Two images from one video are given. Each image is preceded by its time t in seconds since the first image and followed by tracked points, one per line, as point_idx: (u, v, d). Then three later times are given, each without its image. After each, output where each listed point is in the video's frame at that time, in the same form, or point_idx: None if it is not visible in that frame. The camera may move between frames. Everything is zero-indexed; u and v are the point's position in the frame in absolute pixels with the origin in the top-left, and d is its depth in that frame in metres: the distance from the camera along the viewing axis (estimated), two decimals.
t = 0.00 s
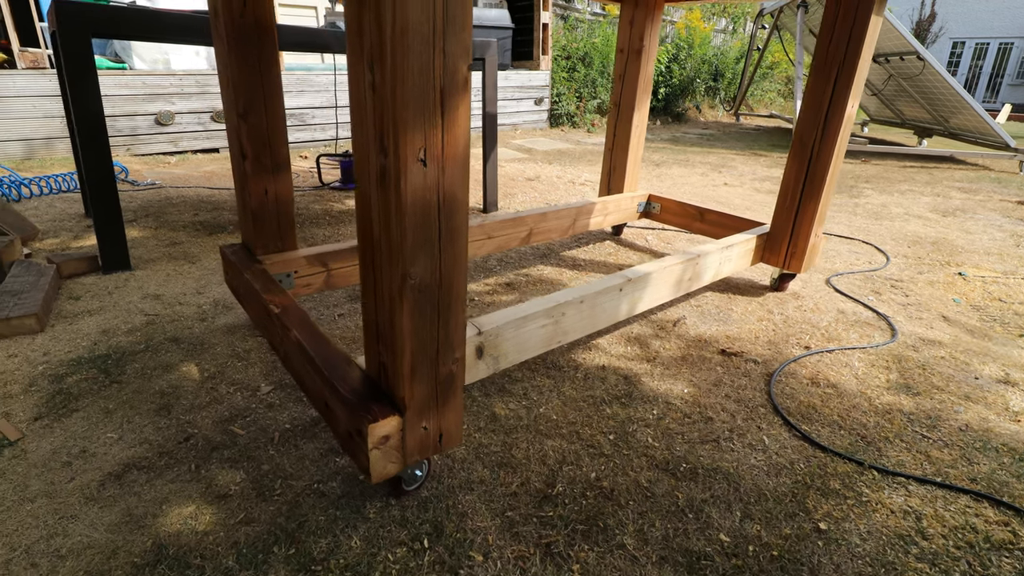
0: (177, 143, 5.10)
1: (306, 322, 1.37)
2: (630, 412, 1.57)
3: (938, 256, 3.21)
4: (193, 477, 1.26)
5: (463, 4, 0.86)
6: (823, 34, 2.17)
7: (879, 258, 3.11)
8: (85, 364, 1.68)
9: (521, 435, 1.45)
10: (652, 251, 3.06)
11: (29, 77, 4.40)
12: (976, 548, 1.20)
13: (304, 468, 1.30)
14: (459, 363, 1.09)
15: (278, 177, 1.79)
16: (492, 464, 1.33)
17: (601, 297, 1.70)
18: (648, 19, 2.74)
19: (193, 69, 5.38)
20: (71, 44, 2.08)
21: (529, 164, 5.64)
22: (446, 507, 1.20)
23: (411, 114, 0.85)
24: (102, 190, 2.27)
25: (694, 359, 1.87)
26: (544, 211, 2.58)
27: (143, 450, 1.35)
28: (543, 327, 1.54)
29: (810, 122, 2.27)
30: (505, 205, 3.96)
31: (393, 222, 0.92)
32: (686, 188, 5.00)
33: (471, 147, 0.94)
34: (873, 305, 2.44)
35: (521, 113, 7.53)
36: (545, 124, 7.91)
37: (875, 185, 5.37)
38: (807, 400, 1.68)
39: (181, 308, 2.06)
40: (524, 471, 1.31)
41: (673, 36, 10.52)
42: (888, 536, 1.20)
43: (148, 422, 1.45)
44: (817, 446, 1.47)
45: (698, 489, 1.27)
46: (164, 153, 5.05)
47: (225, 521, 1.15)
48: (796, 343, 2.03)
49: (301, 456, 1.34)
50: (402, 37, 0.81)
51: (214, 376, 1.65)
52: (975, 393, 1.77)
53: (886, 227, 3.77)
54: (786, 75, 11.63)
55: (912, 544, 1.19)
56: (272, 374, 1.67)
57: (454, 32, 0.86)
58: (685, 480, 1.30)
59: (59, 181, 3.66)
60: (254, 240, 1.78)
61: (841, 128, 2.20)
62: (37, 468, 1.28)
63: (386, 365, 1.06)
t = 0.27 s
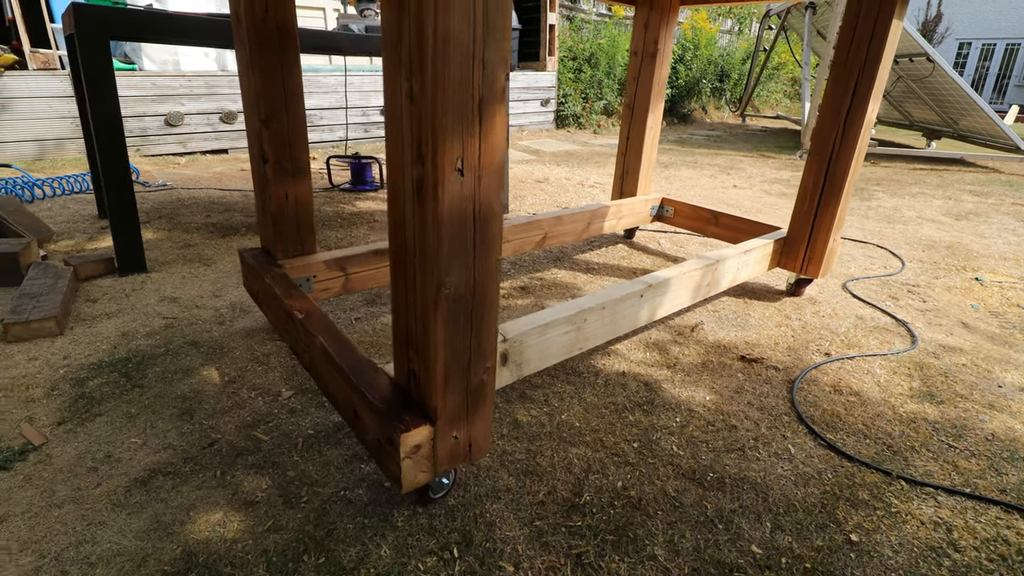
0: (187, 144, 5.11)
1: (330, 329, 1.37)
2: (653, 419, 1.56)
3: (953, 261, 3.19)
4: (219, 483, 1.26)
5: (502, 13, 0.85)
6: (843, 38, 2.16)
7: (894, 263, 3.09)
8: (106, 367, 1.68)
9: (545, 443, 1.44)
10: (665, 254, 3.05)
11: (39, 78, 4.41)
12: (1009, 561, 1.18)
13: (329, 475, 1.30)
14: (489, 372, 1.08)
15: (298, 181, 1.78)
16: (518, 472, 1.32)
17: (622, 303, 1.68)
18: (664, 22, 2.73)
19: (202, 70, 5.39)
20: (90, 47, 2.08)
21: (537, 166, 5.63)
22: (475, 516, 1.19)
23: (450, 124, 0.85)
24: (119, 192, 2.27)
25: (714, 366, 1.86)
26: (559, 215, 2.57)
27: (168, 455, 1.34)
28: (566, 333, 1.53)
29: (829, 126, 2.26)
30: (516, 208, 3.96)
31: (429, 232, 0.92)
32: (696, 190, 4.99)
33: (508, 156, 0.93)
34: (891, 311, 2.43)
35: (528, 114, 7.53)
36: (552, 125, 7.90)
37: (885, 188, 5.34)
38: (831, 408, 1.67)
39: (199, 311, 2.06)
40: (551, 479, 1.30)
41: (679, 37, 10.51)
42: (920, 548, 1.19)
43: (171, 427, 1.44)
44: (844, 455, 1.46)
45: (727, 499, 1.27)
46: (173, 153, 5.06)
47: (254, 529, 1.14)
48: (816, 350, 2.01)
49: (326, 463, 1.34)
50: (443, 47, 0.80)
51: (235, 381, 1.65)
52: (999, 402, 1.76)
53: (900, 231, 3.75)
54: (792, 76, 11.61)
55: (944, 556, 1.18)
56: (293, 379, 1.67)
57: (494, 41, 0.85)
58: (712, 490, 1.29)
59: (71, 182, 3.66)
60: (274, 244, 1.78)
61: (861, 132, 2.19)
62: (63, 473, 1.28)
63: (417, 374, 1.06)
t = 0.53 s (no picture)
0: (204, 143, 5.13)
1: (363, 327, 1.35)
2: (687, 421, 1.53)
3: (982, 262, 3.13)
4: (252, 482, 1.25)
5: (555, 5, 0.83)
6: (877, 35, 2.12)
7: (921, 264, 3.04)
8: (134, 364, 1.68)
9: (578, 444, 1.41)
10: (687, 254, 3.01)
11: (60, 76, 4.44)
12: None
13: (362, 475, 1.28)
14: (530, 372, 1.06)
15: (326, 179, 1.77)
16: (553, 474, 1.30)
17: (654, 303, 1.65)
18: (689, 19, 2.69)
19: (220, 70, 5.42)
20: (117, 44, 2.08)
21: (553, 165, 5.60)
22: (512, 518, 1.17)
23: (501, 119, 0.83)
24: (144, 189, 2.28)
25: (746, 367, 1.82)
26: (582, 214, 2.54)
27: (199, 453, 1.33)
28: (599, 333, 1.50)
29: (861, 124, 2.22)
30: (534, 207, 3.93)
31: (475, 229, 0.89)
32: (713, 190, 4.94)
33: (556, 152, 0.91)
34: (922, 313, 2.38)
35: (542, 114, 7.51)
36: (566, 125, 7.87)
37: (907, 188, 5.27)
38: (868, 412, 1.63)
39: (224, 309, 2.05)
40: (587, 482, 1.28)
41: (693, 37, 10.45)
42: (970, 556, 1.16)
43: (201, 425, 1.43)
44: (884, 460, 1.43)
45: (768, 505, 1.24)
46: (190, 152, 5.09)
47: (289, 529, 1.13)
48: (848, 353, 1.98)
49: (358, 462, 1.32)
50: (497, 39, 0.78)
51: (263, 379, 1.64)
52: None
53: (925, 232, 3.69)
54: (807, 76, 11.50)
55: (996, 565, 1.14)
56: (321, 378, 1.66)
57: (546, 34, 0.83)
58: (753, 494, 1.26)
59: (91, 179, 3.68)
60: (301, 243, 1.77)
61: (894, 131, 2.15)
62: (95, 470, 1.27)
63: (458, 374, 1.04)
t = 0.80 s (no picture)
0: (216, 141, 5.13)
1: (389, 326, 1.33)
2: (717, 423, 1.50)
3: (1007, 263, 3.07)
4: (277, 483, 1.22)
5: None
6: (907, 32, 2.08)
7: (945, 265, 2.99)
8: (154, 362, 1.66)
9: (608, 447, 1.38)
10: (706, 254, 2.98)
11: (75, 75, 4.46)
12: None
13: (389, 477, 1.26)
14: (566, 372, 1.03)
15: (348, 175, 1.75)
16: (584, 477, 1.27)
17: (682, 303, 1.62)
18: (711, 16, 2.65)
19: (232, 68, 5.42)
20: (137, 42, 2.07)
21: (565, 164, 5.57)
22: (544, 522, 1.14)
23: (547, 111, 0.80)
24: (163, 187, 2.27)
25: (774, 369, 1.79)
26: (601, 213, 2.51)
27: (223, 453, 1.31)
28: (627, 334, 1.47)
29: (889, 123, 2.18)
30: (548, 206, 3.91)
31: (517, 225, 0.87)
32: (728, 190, 4.90)
33: (600, 145, 0.88)
34: (949, 314, 2.33)
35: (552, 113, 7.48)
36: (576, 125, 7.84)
37: (924, 188, 5.20)
38: (901, 415, 1.59)
39: (242, 307, 2.04)
40: (619, 485, 1.25)
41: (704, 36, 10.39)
42: (1018, 564, 1.12)
43: (224, 425, 1.41)
44: (922, 464, 1.39)
45: (806, 510, 1.20)
46: (203, 150, 5.09)
47: (317, 532, 1.10)
48: (877, 354, 1.93)
49: (384, 464, 1.30)
50: (546, 27, 0.75)
51: (285, 378, 1.62)
52: None
53: (946, 233, 3.63)
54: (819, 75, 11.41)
55: None
56: (343, 377, 1.63)
57: (594, 23, 0.80)
58: (790, 499, 1.23)
59: (106, 177, 3.68)
60: (323, 240, 1.75)
61: (923, 128, 2.11)
62: (118, 470, 1.25)
63: (492, 373, 1.01)
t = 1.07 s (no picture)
0: (220, 139, 5.10)
1: (405, 317, 1.30)
2: (740, 418, 1.46)
3: (1022, 258, 3.03)
4: (291, 479, 1.19)
5: None
6: (927, 21, 2.04)
7: (959, 260, 2.95)
8: (162, 357, 1.62)
9: (628, 442, 1.35)
10: (718, 249, 2.94)
11: (79, 71, 4.44)
12: None
13: (405, 472, 1.22)
14: (593, 364, 1.00)
15: (361, 166, 1.71)
16: (606, 473, 1.23)
17: (702, 296, 1.58)
18: (724, 7, 2.62)
19: (236, 65, 5.40)
20: (144, 33, 2.04)
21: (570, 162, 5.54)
22: (567, 519, 1.10)
23: (581, 88, 0.76)
24: (169, 181, 2.24)
25: (794, 363, 1.75)
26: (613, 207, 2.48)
27: (235, 448, 1.28)
28: (647, 326, 1.43)
29: (908, 114, 2.14)
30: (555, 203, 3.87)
31: (546, 208, 0.83)
32: (735, 186, 4.86)
33: (633, 126, 0.84)
34: (968, 309, 2.29)
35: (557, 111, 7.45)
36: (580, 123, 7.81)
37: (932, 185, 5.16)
38: (927, 410, 1.55)
39: (250, 301, 2.00)
40: (643, 481, 1.21)
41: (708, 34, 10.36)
42: None
43: (235, 419, 1.38)
44: (951, 459, 1.35)
45: (836, 506, 1.16)
46: (207, 148, 5.06)
47: (333, 528, 1.07)
48: (897, 348, 1.90)
49: (400, 459, 1.26)
50: None
51: (296, 373, 1.58)
52: None
53: (958, 228, 3.59)
54: (823, 73, 11.37)
55: None
56: (355, 371, 1.60)
57: None
58: (819, 495, 1.19)
59: (109, 174, 3.65)
60: (334, 232, 1.71)
61: (943, 120, 2.07)
62: (127, 465, 1.21)
63: (517, 364, 0.97)
